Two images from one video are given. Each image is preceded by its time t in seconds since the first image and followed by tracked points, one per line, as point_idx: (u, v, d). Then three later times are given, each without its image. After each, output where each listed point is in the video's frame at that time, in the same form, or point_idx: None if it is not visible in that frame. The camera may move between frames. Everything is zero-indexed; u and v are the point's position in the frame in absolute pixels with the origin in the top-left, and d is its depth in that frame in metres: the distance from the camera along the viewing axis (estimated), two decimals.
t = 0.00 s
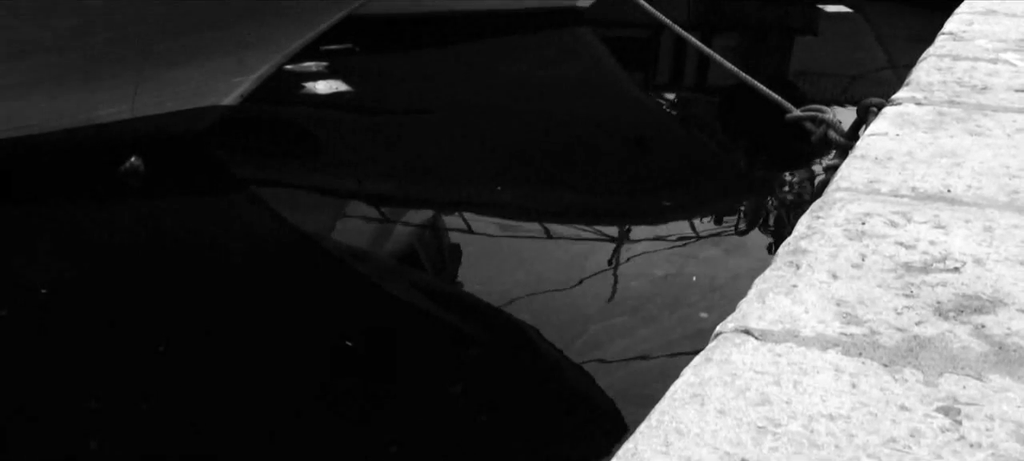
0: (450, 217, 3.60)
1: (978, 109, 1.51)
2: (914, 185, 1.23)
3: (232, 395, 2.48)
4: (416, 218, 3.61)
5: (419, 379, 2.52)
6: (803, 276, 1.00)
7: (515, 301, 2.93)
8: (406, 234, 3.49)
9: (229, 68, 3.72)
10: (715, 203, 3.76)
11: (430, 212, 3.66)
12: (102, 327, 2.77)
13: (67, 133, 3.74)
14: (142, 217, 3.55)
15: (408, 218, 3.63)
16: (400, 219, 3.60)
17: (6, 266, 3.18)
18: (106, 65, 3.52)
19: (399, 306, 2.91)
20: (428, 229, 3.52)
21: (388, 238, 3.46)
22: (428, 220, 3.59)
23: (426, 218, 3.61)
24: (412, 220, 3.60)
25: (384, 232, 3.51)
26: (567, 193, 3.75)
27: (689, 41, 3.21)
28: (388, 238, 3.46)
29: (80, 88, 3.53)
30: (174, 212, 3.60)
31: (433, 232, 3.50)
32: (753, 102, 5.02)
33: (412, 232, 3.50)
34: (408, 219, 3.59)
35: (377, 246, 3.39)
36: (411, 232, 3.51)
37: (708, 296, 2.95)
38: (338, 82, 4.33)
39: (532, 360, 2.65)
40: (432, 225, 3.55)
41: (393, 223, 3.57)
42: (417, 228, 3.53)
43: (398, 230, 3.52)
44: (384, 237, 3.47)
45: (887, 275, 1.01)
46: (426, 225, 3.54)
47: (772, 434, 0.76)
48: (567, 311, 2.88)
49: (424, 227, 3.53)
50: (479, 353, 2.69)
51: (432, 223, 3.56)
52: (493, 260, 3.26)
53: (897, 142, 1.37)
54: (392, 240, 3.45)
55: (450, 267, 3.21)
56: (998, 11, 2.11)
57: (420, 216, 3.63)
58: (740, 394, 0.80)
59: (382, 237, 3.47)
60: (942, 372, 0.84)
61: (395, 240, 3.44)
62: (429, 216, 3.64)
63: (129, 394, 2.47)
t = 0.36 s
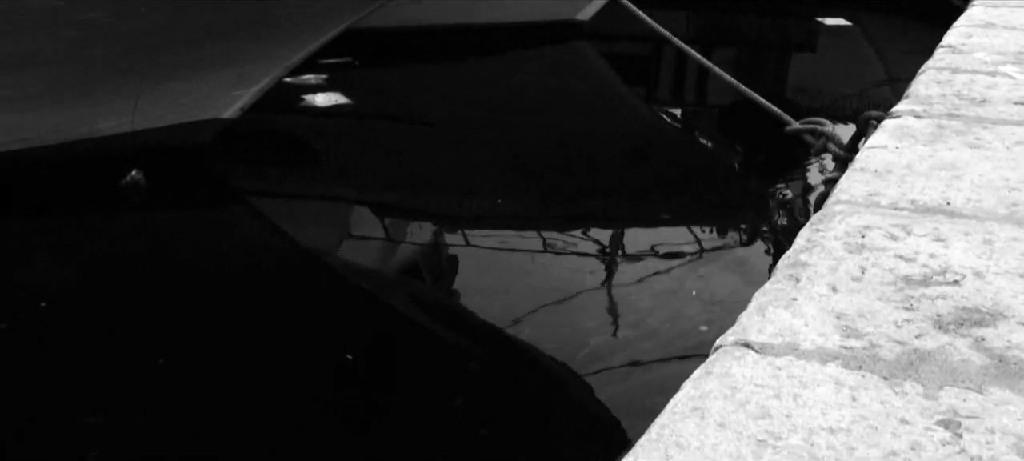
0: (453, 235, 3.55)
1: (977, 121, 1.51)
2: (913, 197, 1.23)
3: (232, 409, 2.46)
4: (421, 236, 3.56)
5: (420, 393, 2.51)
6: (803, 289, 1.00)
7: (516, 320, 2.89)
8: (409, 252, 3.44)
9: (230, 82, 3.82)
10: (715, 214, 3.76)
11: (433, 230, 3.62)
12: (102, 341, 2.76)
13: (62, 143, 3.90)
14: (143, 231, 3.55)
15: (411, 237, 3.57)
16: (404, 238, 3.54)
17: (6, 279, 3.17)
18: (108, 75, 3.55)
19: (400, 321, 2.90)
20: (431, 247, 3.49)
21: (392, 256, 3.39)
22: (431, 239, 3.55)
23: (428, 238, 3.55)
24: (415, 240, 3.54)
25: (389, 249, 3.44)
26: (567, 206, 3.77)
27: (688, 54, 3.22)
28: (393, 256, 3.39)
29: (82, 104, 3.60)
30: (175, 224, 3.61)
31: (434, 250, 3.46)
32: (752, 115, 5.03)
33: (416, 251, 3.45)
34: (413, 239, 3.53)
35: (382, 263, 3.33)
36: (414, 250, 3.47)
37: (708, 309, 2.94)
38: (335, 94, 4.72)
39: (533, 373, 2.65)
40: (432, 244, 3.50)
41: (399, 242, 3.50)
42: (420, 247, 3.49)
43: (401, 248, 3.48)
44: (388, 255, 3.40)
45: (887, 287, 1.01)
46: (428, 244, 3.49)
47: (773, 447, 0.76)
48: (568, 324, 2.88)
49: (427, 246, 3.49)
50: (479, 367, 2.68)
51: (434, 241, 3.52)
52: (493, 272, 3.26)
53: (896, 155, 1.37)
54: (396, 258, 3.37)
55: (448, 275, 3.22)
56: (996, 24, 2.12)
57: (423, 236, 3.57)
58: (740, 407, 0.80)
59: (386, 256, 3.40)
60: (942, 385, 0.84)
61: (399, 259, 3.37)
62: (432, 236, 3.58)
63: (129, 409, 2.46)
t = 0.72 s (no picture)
0: (448, 241, 3.59)
1: (976, 134, 1.51)
2: (913, 210, 1.23)
3: (232, 423, 2.46)
4: (410, 243, 3.59)
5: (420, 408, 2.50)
6: (803, 302, 1.00)
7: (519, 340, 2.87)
8: (400, 259, 3.48)
9: (229, 96, 3.95)
10: (715, 226, 3.76)
11: (425, 235, 3.66)
12: (102, 355, 2.76)
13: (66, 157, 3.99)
14: (142, 244, 3.55)
15: (402, 243, 3.62)
16: (396, 245, 3.59)
17: (5, 293, 3.17)
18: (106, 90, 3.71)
19: (399, 335, 2.90)
20: (423, 255, 3.50)
21: (382, 263, 3.44)
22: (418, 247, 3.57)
23: (419, 244, 3.59)
24: (406, 246, 3.58)
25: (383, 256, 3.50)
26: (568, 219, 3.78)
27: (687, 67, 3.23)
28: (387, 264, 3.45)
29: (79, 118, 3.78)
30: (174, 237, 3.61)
31: (427, 259, 3.48)
32: (752, 127, 5.04)
33: (406, 257, 3.49)
34: (402, 247, 3.56)
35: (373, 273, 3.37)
36: (404, 257, 3.49)
37: (708, 322, 2.94)
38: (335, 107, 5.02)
39: (533, 386, 2.64)
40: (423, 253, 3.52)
41: (389, 250, 3.55)
42: (411, 253, 3.52)
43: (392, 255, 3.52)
44: (379, 262, 3.45)
45: (887, 300, 1.01)
46: (419, 252, 3.52)
47: None
48: (567, 337, 2.88)
49: (418, 254, 3.52)
50: (479, 381, 2.68)
51: (425, 249, 3.54)
52: (490, 287, 3.24)
53: (896, 168, 1.37)
54: (388, 265, 3.43)
55: (447, 295, 3.18)
56: (994, 37, 2.13)
57: (415, 240, 3.62)
58: (740, 420, 0.80)
59: (377, 263, 3.45)
60: (942, 398, 0.84)
61: (390, 265, 3.43)
62: (423, 241, 3.62)
63: (129, 424, 2.45)
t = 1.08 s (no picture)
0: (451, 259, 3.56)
1: (976, 146, 1.52)
2: (913, 222, 1.23)
3: (231, 435, 2.45)
4: (417, 260, 3.57)
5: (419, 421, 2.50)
6: (803, 315, 1.00)
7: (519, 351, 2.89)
8: (405, 273, 3.45)
9: (229, 106, 3.96)
10: (716, 237, 3.76)
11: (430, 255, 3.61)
12: (102, 368, 2.75)
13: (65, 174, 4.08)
14: (143, 256, 3.54)
15: (405, 259, 3.59)
16: (399, 260, 3.56)
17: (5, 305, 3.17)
18: (105, 100, 3.81)
19: (399, 347, 2.90)
20: (428, 270, 3.49)
21: (387, 276, 3.40)
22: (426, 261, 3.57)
23: (423, 261, 3.56)
24: (410, 262, 3.56)
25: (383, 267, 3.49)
26: (569, 233, 3.78)
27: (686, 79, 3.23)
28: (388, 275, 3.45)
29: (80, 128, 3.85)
30: (174, 249, 3.61)
31: (431, 273, 3.46)
32: (752, 139, 5.05)
33: (411, 272, 3.46)
34: (407, 260, 3.55)
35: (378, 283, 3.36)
36: (409, 271, 3.47)
37: (709, 334, 2.94)
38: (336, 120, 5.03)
39: (532, 399, 2.64)
40: (429, 268, 3.51)
41: (393, 264, 3.52)
42: (415, 269, 3.49)
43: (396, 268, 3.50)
44: (384, 276, 3.41)
45: (887, 313, 1.01)
46: (424, 267, 3.51)
47: None
48: (568, 350, 2.87)
49: (423, 269, 3.50)
50: (479, 393, 2.67)
51: (430, 265, 3.52)
52: (491, 301, 3.24)
53: (896, 181, 1.37)
54: (393, 278, 3.39)
55: (450, 304, 3.19)
56: (994, 49, 2.13)
57: (418, 259, 3.58)
58: (740, 433, 0.80)
59: (382, 275, 3.42)
60: (942, 410, 0.84)
61: (395, 279, 3.39)
62: (426, 257, 3.60)
63: (127, 436, 2.44)
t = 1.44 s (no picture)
0: (451, 272, 3.56)
1: (976, 158, 1.52)
2: (912, 234, 1.24)
3: (229, 448, 2.44)
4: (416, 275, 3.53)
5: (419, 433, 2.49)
6: (803, 327, 1.00)
7: (516, 358, 2.89)
8: (405, 295, 3.39)
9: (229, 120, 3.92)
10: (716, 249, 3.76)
11: (432, 264, 3.64)
12: (101, 381, 2.75)
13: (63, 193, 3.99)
14: (142, 270, 3.54)
15: (407, 275, 3.57)
16: (400, 280, 3.51)
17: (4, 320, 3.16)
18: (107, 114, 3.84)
19: (399, 359, 2.90)
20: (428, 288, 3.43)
21: (386, 300, 3.33)
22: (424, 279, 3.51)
23: (425, 276, 3.53)
24: (412, 277, 3.54)
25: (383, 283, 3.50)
26: (569, 244, 3.78)
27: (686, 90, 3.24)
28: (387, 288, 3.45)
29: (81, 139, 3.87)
30: (174, 262, 3.61)
31: (430, 294, 3.39)
32: (751, 150, 5.06)
33: (411, 293, 3.39)
34: (409, 277, 3.52)
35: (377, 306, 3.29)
36: (408, 293, 3.40)
37: (709, 346, 2.94)
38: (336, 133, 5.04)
39: (533, 409, 2.63)
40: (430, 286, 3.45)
41: (394, 287, 3.46)
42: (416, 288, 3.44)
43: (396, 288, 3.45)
44: (384, 299, 3.35)
45: (887, 325, 1.01)
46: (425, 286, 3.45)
47: None
48: (567, 361, 2.87)
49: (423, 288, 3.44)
50: (480, 404, 2.67)
51: (430, 280, 3.50)
52: (491, 312, 3.23)
53: (895, 192, 1.37)
54: (392, 302, 3.32)
55: (448, 318, 3.19)
56: (993, 61, 2.14)
57: (420, 271, 3.58)
58: (741, 445, 0.80)
59: (382, 299, 3.35)
60: (943, 422, 0.84)
61: (395, 301, 3.32)
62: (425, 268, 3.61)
63: (125, 449, 2.43)
